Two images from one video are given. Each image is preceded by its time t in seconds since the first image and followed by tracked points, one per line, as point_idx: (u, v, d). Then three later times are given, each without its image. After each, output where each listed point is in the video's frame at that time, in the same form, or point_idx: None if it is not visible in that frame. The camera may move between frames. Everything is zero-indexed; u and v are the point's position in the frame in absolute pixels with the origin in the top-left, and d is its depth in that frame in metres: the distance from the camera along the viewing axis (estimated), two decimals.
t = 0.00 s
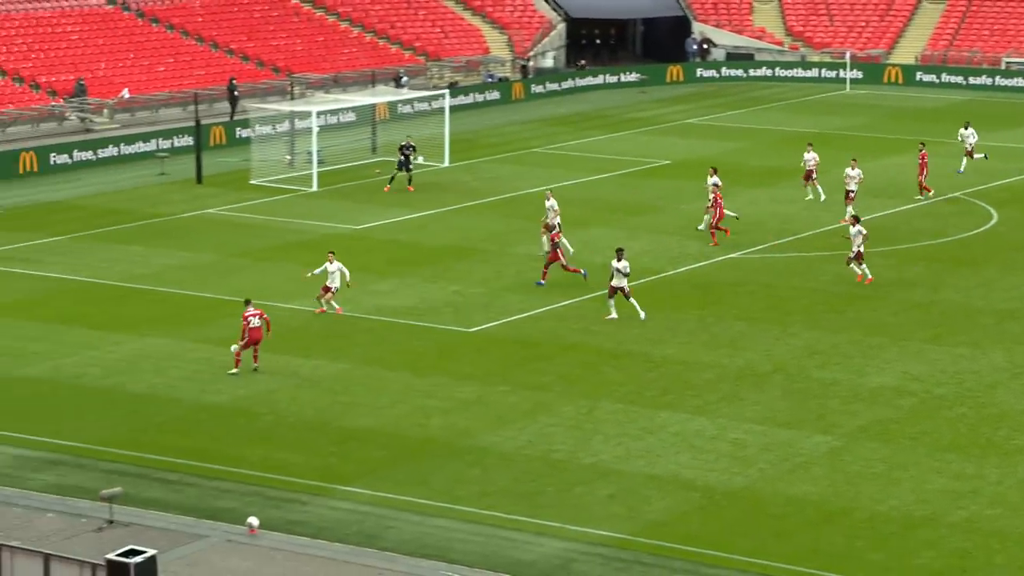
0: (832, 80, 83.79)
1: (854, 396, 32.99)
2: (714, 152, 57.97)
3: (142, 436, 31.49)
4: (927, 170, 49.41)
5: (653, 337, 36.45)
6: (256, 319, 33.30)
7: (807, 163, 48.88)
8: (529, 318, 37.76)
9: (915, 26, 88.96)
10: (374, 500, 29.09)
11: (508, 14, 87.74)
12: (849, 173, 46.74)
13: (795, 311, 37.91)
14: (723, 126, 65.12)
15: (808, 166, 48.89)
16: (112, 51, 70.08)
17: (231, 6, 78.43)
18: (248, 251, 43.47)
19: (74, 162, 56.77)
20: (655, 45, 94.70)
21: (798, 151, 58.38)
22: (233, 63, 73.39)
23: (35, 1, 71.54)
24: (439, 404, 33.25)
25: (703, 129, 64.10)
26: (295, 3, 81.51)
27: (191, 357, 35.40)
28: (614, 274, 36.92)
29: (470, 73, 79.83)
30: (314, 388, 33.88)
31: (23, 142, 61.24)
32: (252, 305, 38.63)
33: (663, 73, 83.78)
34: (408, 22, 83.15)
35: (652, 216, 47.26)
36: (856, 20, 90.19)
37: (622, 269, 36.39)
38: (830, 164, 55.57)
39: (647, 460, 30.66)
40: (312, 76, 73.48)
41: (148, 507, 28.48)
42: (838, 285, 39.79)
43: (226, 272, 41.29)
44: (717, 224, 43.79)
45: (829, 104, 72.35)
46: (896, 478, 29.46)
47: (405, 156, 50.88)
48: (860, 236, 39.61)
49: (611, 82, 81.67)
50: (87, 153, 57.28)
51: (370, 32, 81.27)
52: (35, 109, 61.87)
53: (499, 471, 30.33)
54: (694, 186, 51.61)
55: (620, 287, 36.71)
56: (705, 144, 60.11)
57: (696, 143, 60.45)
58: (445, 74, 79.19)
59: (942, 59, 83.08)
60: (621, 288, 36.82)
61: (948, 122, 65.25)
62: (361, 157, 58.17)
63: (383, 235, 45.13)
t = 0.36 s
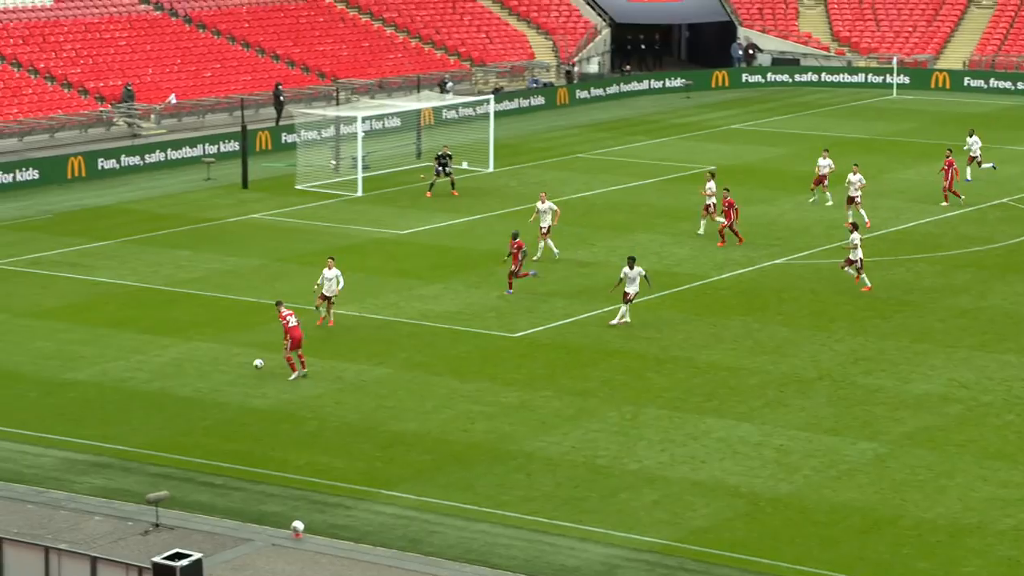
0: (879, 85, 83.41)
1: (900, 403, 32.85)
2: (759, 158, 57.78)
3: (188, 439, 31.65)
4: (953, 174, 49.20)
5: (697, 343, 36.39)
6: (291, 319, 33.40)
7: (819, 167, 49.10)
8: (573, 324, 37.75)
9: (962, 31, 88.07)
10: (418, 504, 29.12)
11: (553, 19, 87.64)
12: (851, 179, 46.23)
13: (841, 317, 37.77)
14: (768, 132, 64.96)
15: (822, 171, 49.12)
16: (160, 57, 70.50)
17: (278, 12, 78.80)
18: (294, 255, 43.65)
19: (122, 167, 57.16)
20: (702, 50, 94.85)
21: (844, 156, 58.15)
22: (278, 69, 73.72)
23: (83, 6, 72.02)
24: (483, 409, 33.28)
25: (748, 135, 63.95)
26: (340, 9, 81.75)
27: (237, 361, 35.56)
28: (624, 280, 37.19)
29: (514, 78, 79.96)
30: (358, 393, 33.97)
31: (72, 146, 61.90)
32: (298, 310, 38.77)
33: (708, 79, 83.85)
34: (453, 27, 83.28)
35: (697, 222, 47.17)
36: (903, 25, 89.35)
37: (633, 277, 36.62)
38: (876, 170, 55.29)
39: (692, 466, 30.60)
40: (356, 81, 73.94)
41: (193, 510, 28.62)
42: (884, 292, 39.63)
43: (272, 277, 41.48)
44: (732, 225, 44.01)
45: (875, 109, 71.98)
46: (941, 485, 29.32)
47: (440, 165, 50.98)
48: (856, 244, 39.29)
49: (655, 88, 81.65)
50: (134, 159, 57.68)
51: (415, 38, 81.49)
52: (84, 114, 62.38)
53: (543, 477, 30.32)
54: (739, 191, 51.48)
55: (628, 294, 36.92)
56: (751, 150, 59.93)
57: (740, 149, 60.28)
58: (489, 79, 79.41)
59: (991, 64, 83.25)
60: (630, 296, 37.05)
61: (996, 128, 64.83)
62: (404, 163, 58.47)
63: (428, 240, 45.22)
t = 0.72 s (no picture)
0: (916, 92, 82.94)
1: (936, 411, 32.71)
2: (795, 163, 57.59)
3: (222, 444, 31.73)
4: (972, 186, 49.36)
5: (731, 350, 36.29)
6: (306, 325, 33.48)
7: (824, 169, 49.90)
8: (607, 331, 37.70)
9: (1000, 38, 87.40)
10: (453, 511, 29.11)
11: (588, 25, 87.40)
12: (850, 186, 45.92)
13: (876, 325, 37.63)
14: (803, 138, 64.79)
15: (825, 173, 49.85)
16: (196, 64, 70.73)
17: (314, 18, 78.97)
18: (328, 261, 43.73)
19: (157, 173, 57.39)
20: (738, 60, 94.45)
21: (880, 163, 57.94)
22: (314, 75, 73.94)
23: (120, 12, 72.33)
24: (517, 415, 33.26)
25: (783, 142, 63.80)
26: (375, 15, 81.85)
27: (271, 367, 35.64)
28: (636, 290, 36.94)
29: (549, 85, 80.27)
30: (392, 399, 33.99)
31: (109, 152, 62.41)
32: (332, 316, 38.84)
33: (743, 85, 83.54)
34: (487, 34, 83.36)
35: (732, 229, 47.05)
36: (940, 31, 88.90)
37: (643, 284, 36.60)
38: (912, 177, 55.05)
39: (726, 473, 30.50)
40: (391, 87, 74.15)
41: (228, 516, 28.67)
42: (920, 299, 39.47)
43: (307, 283, 41.56)
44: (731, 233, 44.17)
45: (912, 116, 71.69)
46: (978, 494, 29.17)
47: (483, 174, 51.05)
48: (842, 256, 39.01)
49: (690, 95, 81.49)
50: (169, 164, 57.87)
51: (450, 44, 81.56)
52: (121, 120, 62.77)
53: (577, 483, 30.27)
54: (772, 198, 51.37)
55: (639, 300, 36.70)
56: (786, 157, 59.75)
57: (775, 156, 60.11)
58: (523, 86, 79.48)
59: None
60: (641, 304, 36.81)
61: None
62: (437, 170, 58.64)
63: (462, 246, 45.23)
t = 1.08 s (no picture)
0: (941, 94, 82.62)
1: (962, 417, 32.38)
2: (819, 166, 57.27)
3: (241, 448, 31.56)
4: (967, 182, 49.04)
5: (754, 354, 36.00)
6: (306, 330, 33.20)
7: (819, 175, 49.23)
8: (628, 335, 37.43)
9: None
10: (473, 516, 28.88)
11: (609, 27, 87.14)
12: (837, 183, 45.98)
13: (901, 329, 37.31)
14: (827, 141, 64.46)
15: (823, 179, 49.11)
16: (215, 66, 70.66)
17: (334, 20, 78.88)
18: (348, 265, 43.54)
19: (177, 176, 57.34)
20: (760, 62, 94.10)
21: (905, 166, 57.60)
22: (334, 77, 73.88)
23: (139, 13, 72.37)
24: (537, 420, 33.02)
25: (806, 144, 63.45)
26: (396, 17, 81.73)
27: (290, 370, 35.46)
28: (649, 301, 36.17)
29: (570, 87, 80.29)
30: (412, 403, 33.78)
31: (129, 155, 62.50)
32: (352, 320, 38.66)
33: (766, 87, 83.00)
34: (508, 36, 83.19)
35: (755, 232, 46.74)
36: (966, 33, 88.49)
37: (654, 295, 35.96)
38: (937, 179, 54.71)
39: (749, 479, 30.22)
40: (412, 89, 74.07)
41: (247, 520, 28.49)
42: (945, 303, 39.13)
43: (326, 286, 41.39)
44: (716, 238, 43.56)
45: (936, 118, 71.30)
46: (1004, 501, 28.85)
47: (518, 170, 51.16)
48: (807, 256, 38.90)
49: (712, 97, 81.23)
50: (189, 167, 57.81)
51: (470, 46, 81.50)
52: (142, 123, 62.89)
53: (598, 489, 30.02)
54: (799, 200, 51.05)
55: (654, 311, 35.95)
56: (810, 159, 59.45)
57: (799, 158, 59.82)
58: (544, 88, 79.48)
59: None
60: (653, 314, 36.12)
61: None
62: (458, 172, 58.69)
63: (484, 249, 45.02)
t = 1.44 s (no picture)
0: (958, 96, 82.08)
1: (978, 423, 31.93)
2: (832, 169, 56.81)
3: (247, 454, 31.15)
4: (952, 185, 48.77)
5: (767, 360, 35.55)
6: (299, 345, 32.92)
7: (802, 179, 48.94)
8: (639, 340, 37.00)
9: None
10: (482, 523, 28.46)
11: (620, 28, 86.75)
12: (821, 197, 45.85)
13: (916, 334, 36.84)
14: (841, 144, 63.99)
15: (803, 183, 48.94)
16: (221, 67, 70.29)
17: (341, 21, 78.46)
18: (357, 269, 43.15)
19: (183, 179, 56.93)
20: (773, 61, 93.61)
21: (921, 169, 57.11)
22: (341, 79, 73.45)
23: (145, 15, 72.03)
24: (547, 426, 32.59)
25: (820, 147, 62.98)
26: (404, 18, 81.29)
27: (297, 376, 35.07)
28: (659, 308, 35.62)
29: (581, 88, 80.06)
30: (420, 409, 33.35)
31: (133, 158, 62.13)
32: (359, 325, 38.24)
33: (779, 90, 82.22)
34: (518, 37, 82.76)
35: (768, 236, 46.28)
36: (983, 34, 88.00)
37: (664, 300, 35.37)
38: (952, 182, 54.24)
39: (762, 486, 29.77)
40: (420, 91, 73.64)
41: (253, 528, 28.08)
42: (961, 308, 38.67)
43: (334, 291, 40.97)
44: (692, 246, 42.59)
45: (952, 121, 70.80)
46: (1021, 509, 28.39)
47: (537, 175, 50.40)
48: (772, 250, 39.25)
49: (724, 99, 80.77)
50: (195, 170, 57.43)
51: (479, 48, 81.17)
52: (146, 125, 62.53)
53: (609, 496, 29.58)
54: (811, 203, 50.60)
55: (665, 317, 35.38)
56: (824, 162, 58.97)
57: (813, 161, 59.35)
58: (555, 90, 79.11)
59: None
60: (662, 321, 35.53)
61: None
62: (467, 175, 58.40)
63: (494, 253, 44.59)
